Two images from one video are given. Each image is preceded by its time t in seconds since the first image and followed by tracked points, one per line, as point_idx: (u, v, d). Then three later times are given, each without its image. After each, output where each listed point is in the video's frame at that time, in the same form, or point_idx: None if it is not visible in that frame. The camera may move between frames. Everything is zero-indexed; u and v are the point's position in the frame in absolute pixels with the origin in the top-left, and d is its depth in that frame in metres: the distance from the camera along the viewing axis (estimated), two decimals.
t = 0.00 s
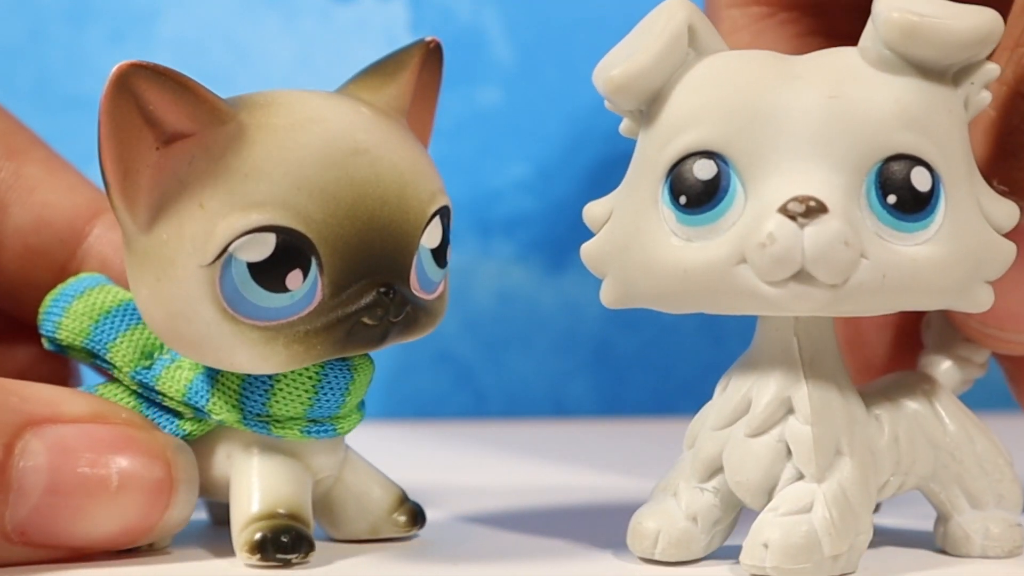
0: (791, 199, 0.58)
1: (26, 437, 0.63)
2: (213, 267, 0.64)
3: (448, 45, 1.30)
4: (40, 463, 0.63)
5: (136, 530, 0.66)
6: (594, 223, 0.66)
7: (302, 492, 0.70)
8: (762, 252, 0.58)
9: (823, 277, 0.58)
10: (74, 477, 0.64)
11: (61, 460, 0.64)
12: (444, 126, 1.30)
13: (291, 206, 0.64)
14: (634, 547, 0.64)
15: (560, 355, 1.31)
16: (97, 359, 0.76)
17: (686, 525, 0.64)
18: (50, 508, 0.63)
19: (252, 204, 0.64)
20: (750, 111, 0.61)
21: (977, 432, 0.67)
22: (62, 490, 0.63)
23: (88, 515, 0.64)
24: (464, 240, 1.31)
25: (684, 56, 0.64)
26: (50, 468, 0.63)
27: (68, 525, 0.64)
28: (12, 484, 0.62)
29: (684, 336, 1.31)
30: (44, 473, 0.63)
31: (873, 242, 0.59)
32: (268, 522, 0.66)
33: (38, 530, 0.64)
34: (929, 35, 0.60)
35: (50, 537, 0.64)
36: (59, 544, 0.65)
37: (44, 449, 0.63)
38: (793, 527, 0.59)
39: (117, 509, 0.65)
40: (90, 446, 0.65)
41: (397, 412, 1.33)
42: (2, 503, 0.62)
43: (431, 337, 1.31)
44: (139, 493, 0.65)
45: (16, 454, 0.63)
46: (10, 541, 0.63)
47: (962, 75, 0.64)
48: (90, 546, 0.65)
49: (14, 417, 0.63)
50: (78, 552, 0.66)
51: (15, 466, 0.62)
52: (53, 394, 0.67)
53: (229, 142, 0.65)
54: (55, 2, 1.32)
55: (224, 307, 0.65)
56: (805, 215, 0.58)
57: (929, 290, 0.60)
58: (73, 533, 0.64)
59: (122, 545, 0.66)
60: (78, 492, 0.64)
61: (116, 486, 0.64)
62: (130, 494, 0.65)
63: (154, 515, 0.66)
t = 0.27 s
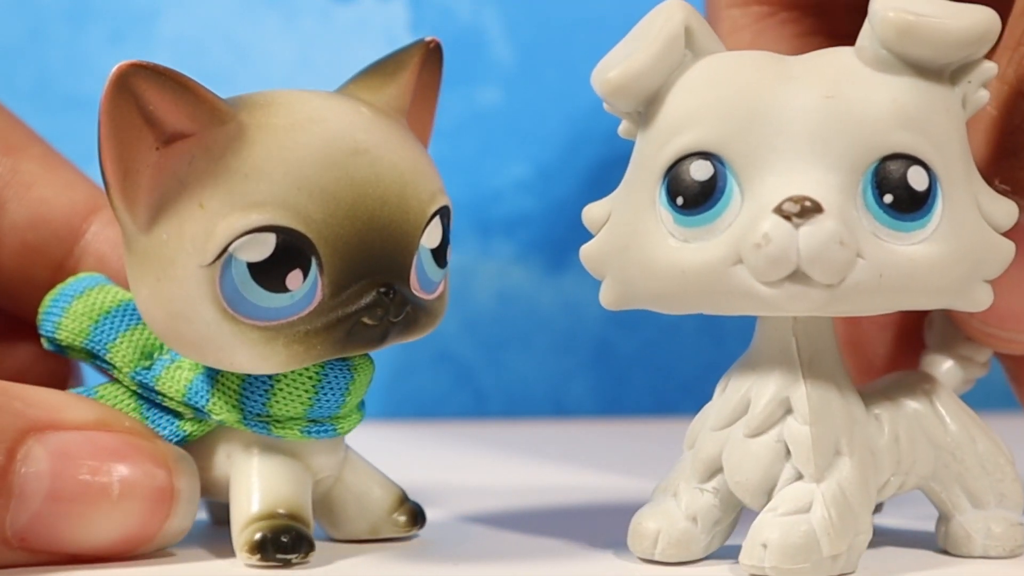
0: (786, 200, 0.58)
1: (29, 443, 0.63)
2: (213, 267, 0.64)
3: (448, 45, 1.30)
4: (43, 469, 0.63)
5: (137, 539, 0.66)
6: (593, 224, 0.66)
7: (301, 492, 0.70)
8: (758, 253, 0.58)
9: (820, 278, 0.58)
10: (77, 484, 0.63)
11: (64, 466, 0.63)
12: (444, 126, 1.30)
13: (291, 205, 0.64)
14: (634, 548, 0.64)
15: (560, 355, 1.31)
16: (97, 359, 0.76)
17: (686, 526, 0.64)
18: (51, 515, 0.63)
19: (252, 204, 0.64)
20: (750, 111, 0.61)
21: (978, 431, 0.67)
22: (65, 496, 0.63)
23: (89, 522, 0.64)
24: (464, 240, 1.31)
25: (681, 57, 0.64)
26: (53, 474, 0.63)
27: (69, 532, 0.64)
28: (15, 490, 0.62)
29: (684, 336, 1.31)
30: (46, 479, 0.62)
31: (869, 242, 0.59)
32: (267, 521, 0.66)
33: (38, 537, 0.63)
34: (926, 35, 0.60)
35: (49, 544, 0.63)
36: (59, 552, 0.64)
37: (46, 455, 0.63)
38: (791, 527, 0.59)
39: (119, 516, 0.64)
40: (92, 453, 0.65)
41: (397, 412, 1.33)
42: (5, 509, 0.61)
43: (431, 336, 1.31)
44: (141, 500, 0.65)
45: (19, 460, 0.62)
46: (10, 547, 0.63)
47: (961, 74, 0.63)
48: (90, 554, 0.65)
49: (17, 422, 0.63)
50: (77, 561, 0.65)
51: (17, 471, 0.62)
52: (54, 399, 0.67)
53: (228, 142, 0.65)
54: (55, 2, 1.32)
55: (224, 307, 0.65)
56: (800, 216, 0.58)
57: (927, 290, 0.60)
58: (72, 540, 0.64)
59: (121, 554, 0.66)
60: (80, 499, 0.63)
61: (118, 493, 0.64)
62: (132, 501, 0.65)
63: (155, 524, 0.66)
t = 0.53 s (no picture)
0: (775, 202, 0.59)
1: (30, 444, 0.64)
2: (214, 266, 0.64)
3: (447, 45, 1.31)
4: (44, 470, 0.63)
5: (137, 540, 0.66)
6: (585, 233, 0.66)
7: (303, 492, 0.71)
8: (748, 254, 0.59)
9: (810, 276, 0.59)
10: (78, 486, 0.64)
11: (64, 467, 0.64)
12: (445, 127, 1.31)
13: (292, 206, 0.64)
14: (635, 552, 0.65)
15: (561, 355, 1.31)
16: (98, 359, 0.76)
17: (686, 529, 0.64)
18: (51, 516, 0.63)
19: (252, 204, 0.64)
20: (743, 110, 0.61)
21: (976, 426, 0.67)
22: (65, 497, 0.63)
23: (89, 522, 0.64)
24: (464, 239, 1.31)
25: (666, 64, 0.65)
26: (53, 476, 0.63)
27: (69, 533, 0.64)
28: (15, 490, 0.62)
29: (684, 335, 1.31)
30: (47, 480, 0.63)
31: (860, 239, 0.59)
32: (267, 521, 0.67)
33: (39, 538, 0.64)
34: (908, 32, 0.60)
35: (48, 545, 0.64)
36: (59, 552, 0.65)
37: (47, 456, 0.64)
38: (792, 528, 0.60)
39: (118, 516, 0.65)
40: (93, 454, 0.65)
41: (398, 413, 1.33)
42: (5, 509, 0.62)
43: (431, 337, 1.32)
44: (142, 501, 0.66)
45: (20, 461, 0.63)
46: (10, 547, 0.63)
47: (945, 68, 0.64)
48: (90, 555, 0.66)
49: (17, 424, 0.64)
50: (77, 561, 0.66)
51: (18, 472, 0.62)
52: (55, 400, 0.67)
53: (230, 142, 0.66)
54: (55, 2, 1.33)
55: (225, 307, 0.65)
56: (789, 216, 0.58)
57: (919, 284, 0.61)
58: (72, 540, 0.64)
59: (121, 554, 0.67)
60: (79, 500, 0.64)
61: (119, 494, 0.65)
62: (132, 503, 0.65)
63: (155, 525, 0.67)
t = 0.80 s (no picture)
0: (755, 205, 0.58)
1: (31, 440, 0.63)
2: (206, 266, 0.64)
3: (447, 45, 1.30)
4: (45, 465, 0.63)
5: (140, 535, 0.66)
6: (568, 228, 0.66)
7: (300, 492, 0.70)
8: (728, 259, 0.58)
9: (790, 282, 0.58)
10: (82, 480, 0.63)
11: (66, 462, 0.63)
12: (444, 126, 1.30)
13: (285, 205, 0.64)
14: (615, 554, 0.64)
15: (560, 355, 1.31)
16: (102, 359, 0.76)
17: (668, 533, 0.64)
18: (53, 511, 0.63)
19: (245, 204, 0.64)
20: (727, 109, 0.61)
21: (962, 426, 0.67)
22: (68, 492, 0.63)
23: (92, 517, 0.64)
24: (464, 239, 1.31)
25: (651, 58, 0.65)
26: (56, 470, 0.63)
27: (71, 528, 0.63)
28: (17, 486, 0.62)
29: (682, 337, 1.31)
30: (48, 475, 0.62)
31: (842, 243, 0.59)
32: (262, 520, 0.66)
33: (41, 534, 0.63)
34: (896, 30, 0.60)
35: (51, 540, 0.63)
36: (61, 548, 0.64)
37: (49, 451, 0.63)
38: (775, 532, 0.59)
39: (121, 510, 0.64)
40: (95, 449, 0.65)
41: (396, 413, 1.33)
42: (7, 504, 0.61)
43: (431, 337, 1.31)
44: (145, 495, 0.65)
45: (22, 456, 0.62)
46: (12, 543, 0.63)
47: (934, 66, 0.63)
48: (94, 551, 0.65)
49: (18, 420, 0.63)
50: (80, 557, 0.65)
51: (21, 467, 0.62)
52: (54, 398, 0.67)
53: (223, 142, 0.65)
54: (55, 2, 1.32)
55: (217, 307, 0.65)
56: (768, 220, 0.58)
57: (902, 289, 0.60)
58: (75, 536, 0.64)
59: (123, 550, 0.66)
60: (83, 495, 0.63)
61: (122, 488, 0.64)
62: (134, 497, 0.65)
63: (157, 520, 0.66)
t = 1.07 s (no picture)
0: (752, 201, 0.58)
1: (30, 434, 0.63)
2: (189, 266, 0.64)
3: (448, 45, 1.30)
4: (47, 458, 0.62)
5: (138, 527, 0.66)
6: (568, 228, 0.66)
7: (292, 493, 0.70)
8: (725, 255, 0.58)
9: (788, 278, 0.58)
10: (82, 473, 0.63)
11: (66, 455, 0.63)
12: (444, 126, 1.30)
13: (270, 205, 0.64)
14: (614, 554, 0.64)
15: (560, 354, 1.31)
16: (103, 358, 0.76)
17: (667, 532, 0.64)
18: (56, 504, 0.63)
19: (229, 203, 0.64)
20: (728, 108, 0.61)
21: (962, 430, 0.67)
22: (70, 485, 0.63)
23: (93, 510, 0.64)
24: (464, 239, 1.31)
25: (652, 58, 0.65)
26: (58, 463, 0.63)
27: (72, 521, 0.63)
28: (19, 480, 0.61)
29: (682, 338, 1.31)
30: (50, 468, 0.62)
31: (840, 240, 0.59)
32: (253, 522, 0.66)
33: (43, 527, 0.63)
34: (896, 31, 0.60)
35: (53, 534, 0.63)
36: (62, 542, 0.64)
37: (49, 443, 0.63)
38: (773, 531, 0.59)
39: (122, 503, 0.65)
40: (93, 442, 0.65)
41: (395, 413, 1.32)
42: (9, 499, 0.61)
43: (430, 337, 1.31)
44: (144, 488, 0.66)
45: (23, 451, 0.62)
46: (14, 538, 0.62)
47: (935, 67, 0.63)
48: (94, 544, 0.65)
49: (18, 415, 0.63)
50: (79, 551, 0.65)
51: (21, 461, 0.62)
52: (54, 395, 0.66)
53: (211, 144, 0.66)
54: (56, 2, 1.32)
55: (201, 307, 0.65)
56: (766, 216, 0.58)
57: (903, 288, 0.60)
58: (76, 529, 0.64)
59: (121, 544, 0.66)
60: (84, 487, 0.63)
61: (122, 480, 0.65)
62: (134, 490, 0.65)
63: (156, 513, 0.67)
